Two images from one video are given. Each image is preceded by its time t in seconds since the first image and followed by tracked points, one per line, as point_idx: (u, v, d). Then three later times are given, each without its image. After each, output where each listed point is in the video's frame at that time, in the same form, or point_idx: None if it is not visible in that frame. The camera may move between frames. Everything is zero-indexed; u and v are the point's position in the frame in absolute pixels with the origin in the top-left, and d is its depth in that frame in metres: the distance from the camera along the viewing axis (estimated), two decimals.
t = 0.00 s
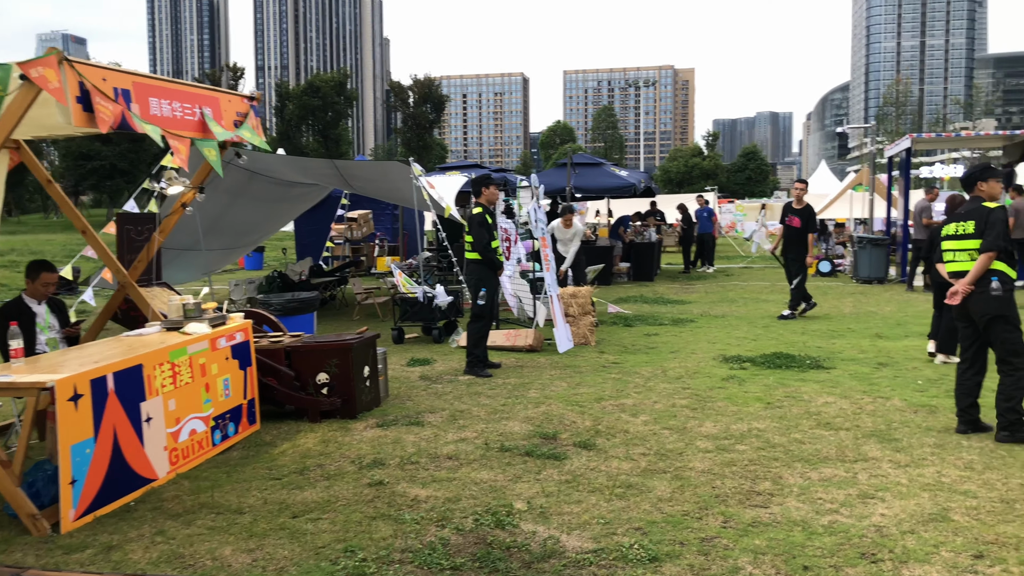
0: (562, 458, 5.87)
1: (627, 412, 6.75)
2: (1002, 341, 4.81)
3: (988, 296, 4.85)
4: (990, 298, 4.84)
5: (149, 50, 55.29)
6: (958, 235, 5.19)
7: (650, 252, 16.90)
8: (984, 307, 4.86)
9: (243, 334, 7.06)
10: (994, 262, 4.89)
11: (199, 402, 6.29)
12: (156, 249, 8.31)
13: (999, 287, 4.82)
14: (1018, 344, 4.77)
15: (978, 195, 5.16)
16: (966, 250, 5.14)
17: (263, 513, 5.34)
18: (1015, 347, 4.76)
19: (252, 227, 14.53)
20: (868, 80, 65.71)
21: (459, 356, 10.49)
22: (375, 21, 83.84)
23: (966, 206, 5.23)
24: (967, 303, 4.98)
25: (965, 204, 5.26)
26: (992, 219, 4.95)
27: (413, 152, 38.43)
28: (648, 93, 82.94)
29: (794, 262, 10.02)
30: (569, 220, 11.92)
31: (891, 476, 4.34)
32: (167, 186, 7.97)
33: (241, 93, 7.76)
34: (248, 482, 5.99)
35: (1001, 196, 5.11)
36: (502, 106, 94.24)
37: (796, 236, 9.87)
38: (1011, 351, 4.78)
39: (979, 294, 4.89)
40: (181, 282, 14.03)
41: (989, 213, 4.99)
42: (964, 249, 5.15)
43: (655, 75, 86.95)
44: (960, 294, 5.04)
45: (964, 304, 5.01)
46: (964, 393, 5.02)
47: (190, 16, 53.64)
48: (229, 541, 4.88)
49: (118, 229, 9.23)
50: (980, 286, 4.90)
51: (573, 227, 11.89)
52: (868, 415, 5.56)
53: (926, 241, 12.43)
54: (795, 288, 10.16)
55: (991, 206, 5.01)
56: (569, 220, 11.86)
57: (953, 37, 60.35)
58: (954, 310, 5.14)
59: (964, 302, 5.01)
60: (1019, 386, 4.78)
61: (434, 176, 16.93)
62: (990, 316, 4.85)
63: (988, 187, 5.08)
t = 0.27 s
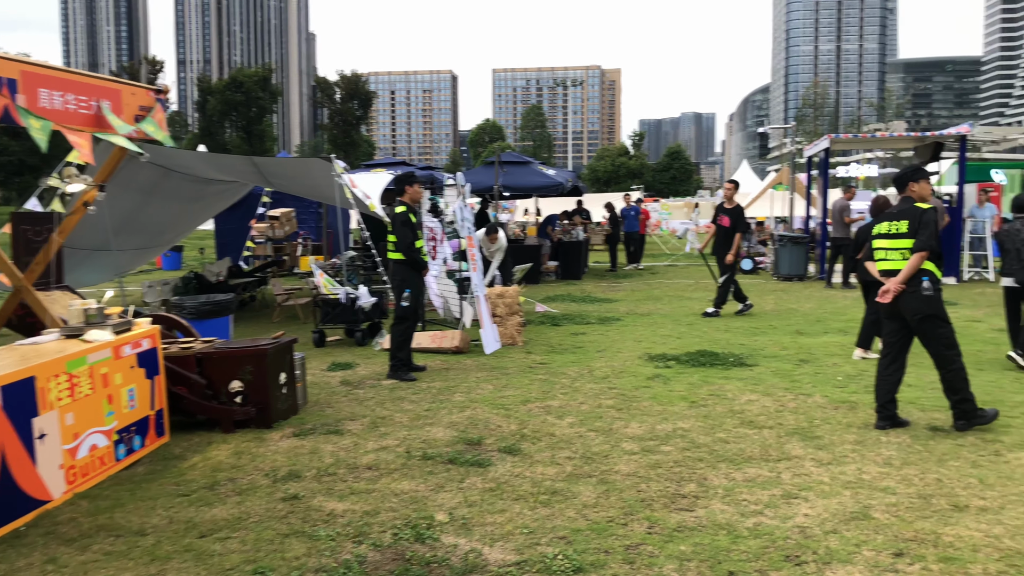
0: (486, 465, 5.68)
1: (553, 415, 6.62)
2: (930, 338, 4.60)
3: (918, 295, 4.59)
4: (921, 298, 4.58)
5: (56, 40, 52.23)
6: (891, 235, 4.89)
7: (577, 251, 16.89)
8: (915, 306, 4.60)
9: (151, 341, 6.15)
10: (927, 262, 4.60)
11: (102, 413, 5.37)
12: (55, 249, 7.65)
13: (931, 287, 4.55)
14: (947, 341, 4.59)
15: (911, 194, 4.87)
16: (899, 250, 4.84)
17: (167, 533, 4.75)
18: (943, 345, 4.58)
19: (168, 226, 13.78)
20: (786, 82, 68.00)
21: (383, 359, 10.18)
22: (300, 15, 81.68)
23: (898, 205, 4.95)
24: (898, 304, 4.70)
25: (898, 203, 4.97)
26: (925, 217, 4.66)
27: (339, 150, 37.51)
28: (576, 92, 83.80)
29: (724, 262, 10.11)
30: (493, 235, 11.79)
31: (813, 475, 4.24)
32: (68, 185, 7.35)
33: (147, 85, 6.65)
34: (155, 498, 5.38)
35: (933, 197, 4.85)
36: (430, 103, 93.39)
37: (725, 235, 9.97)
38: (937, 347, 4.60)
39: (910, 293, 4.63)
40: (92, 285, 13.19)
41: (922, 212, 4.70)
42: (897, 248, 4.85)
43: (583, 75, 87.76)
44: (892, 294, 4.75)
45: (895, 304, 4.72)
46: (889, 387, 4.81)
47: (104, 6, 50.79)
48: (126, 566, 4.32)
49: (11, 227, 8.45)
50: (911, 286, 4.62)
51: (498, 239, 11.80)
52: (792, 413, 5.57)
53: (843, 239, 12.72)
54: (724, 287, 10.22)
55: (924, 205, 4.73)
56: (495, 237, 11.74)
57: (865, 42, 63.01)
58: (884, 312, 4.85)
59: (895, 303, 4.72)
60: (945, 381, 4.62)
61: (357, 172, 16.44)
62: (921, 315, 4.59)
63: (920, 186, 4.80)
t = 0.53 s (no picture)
0: (383, 475, 5.41)
1: (454, 420, 6.43)
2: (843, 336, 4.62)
3: (840, 296, 4.57)
4: (844, 300, 4.57)
5: None
6: (811, 237, 4.76)
7: (480, 252, 16.73)
8: (837, 308, 4.57)
9: (17, 351, 5.29)
10: (848, 266, 4.60)
11: None
12: None
13: (851, 288, 4.57)
14: (854, 338, 4.62)
15: (829, 197, 4.78)
16: (819, 253, 4.72)
17: (28, 565, 4.17)
18: (850, 342, 4.62)
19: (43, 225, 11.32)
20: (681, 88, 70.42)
21: (277, 365, 9.68)
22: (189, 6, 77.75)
23: (812, 207, 4.83)
24: (820, 306, 4.64)
25: (812, 204, 4.84)
26: (847, 221, 4.61)
27: (234, 149, 35.83)
28: (479, 94, 83.95)
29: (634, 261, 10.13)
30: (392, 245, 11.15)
31: (712, 475, 4.24)
32: None
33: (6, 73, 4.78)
34: (15, 525, 4.73)
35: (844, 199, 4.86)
36: (330, 102, 90.97)
37: (635, 234, 9.97)
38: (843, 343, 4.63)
39: (832, 294, 4.59)
40: None
41: (843, 216, 4.64)
42: (817, 251, 4.73)
43: (485, 76, 87.91)
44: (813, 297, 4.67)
45: (817, 306, 4.65)
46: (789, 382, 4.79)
47: None
48: None
49: None
50: (832, 287, 4.59)
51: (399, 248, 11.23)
52: (691, 411, 5.59)
53: (737, 239, 13.12)
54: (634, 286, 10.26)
55: (844, 209, 4.67)
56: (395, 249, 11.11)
57: (754, 51, 66.09)
58: (800, 312, 4.77)
59: (816, 304, 4.66)
60: (851, 377, 4.67)
61: (251, 171, 15.64)
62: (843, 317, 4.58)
63: (838, 189, 4.76)
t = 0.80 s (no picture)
0: (281, 486, 5.04)
1: (357, 426, 6.14)
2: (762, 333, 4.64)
3: (761, 292, 4.61)
4: (765, 296, 4.61)
5: None
6: (735, 233, 4.73)
7: (387, 251, 16.31)
8: (757, 304, 4.61)
9: None
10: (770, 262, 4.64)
11: None
12: None
13: (772, 283, 4.63)
14: (774, 334, 4.66)
15: (755, 193, 4.77)
16: (743, 249, 4.70)
17: None
18: (773, 338, 4.66)
19: None
20: (587, 90, 71.58)
21: (169, 372, 9.04)
22: None
23: (737, 203, 4.79)
24: (742, 301, 4.65)
25: (736, 199, 4.81)
26: (772, 219, 4.62)
27: (128, 145, 32.99)
28: (386, 91, 82.70)
29: (551, 257, 9.97)
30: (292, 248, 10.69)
31: (622, 476, 4.15)
32: None
33: None
34: None
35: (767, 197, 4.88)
36: (231, 97, 87.10)
37: (552, 230, 9.80)
38: (763, 339, 4.66)
39: (754, 290, 4.61)
40: None
41: (768, 214, 4.65)
42: (740, 247, 4.70)
43: (393, 73, 86.67)
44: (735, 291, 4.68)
45: (739, 301, 4.66)
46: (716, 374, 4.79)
47: None
48: None
49: None
50: (754, 283, 4.63)
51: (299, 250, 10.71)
52: (600, 410, 5.52)
53: (642, 239, 13.35)
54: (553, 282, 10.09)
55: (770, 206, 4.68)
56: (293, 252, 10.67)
57: (657, 54, 67.92)
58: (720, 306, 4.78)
59: (738, 299, 4.67)
60: (764, 374, 4.71)
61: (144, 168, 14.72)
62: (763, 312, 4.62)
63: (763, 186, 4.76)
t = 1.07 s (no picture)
0: (187, 502, 4.56)
1: (269, 436, 5.76)
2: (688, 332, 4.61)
3: (687, 290, 4.58)
4: (691, 293, 4.58)
5: None
6: (665, 230, 4.70)
7: (305, 249, 15.79)
8: (682, 300, 4.58)
9: None
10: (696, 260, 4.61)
11: None
12: None
13: (698, 281, 4.60)
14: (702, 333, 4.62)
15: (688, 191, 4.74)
16: (672, 246, 4.66)
17: None
18: (700, 336, 4.62)
19: None
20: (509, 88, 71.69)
21: (66, 381, 8.34)
22: None
23: (669, 200, 4.76)
24: (667, 297, 4.62)
25: (669, 196, 4.78)
26: (702, 218, 4.60)
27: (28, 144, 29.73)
28: (305, 87, 80.58)
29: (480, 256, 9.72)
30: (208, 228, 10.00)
31: (546, 482, 4.01)
32: None
33: None
34: None
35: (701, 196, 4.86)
36: (143, 92, 82.40)
37: (482, 228, 9.57)
38: (691, 338, 4.63)
39: (679, 287, 4.59)
40: None
41: (698, 212, 4.62)
42: (669, 244, 4.66)
43: (311, 68, 84.53)
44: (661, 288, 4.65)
45: (665, 297, 4.63)
46: (663, 377, 4.81)
47: None
48: None
49: None
50: (681, 280, 4.60)
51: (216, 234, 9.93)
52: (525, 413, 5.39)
53: (566, 236, 13.34)
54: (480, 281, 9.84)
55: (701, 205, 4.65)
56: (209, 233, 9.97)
57: (578, 53, 68.64)
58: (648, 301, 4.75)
59: (664, 295, 4.63)
60: (693, 373, 4.69)
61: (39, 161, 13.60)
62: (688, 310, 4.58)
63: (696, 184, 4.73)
